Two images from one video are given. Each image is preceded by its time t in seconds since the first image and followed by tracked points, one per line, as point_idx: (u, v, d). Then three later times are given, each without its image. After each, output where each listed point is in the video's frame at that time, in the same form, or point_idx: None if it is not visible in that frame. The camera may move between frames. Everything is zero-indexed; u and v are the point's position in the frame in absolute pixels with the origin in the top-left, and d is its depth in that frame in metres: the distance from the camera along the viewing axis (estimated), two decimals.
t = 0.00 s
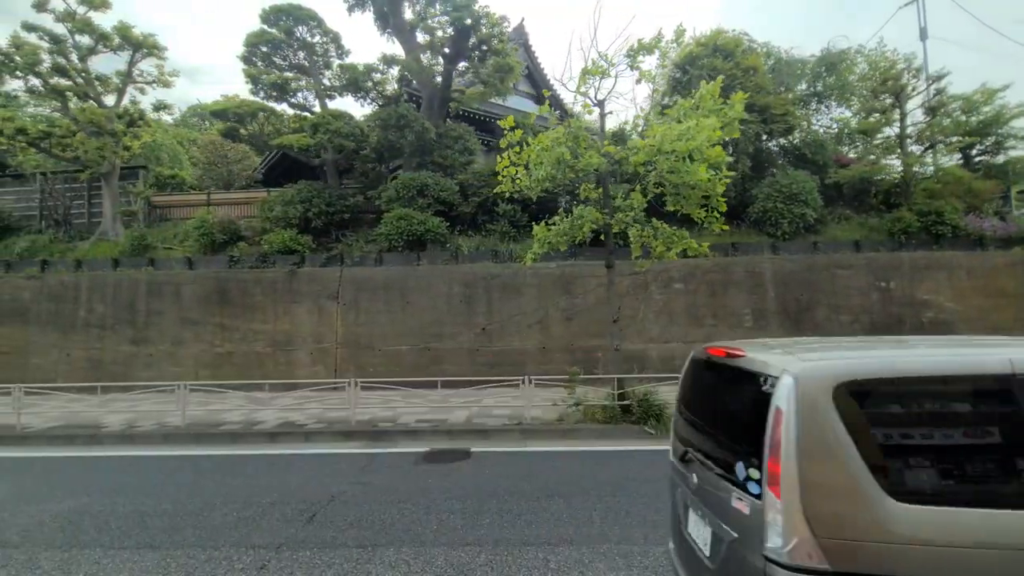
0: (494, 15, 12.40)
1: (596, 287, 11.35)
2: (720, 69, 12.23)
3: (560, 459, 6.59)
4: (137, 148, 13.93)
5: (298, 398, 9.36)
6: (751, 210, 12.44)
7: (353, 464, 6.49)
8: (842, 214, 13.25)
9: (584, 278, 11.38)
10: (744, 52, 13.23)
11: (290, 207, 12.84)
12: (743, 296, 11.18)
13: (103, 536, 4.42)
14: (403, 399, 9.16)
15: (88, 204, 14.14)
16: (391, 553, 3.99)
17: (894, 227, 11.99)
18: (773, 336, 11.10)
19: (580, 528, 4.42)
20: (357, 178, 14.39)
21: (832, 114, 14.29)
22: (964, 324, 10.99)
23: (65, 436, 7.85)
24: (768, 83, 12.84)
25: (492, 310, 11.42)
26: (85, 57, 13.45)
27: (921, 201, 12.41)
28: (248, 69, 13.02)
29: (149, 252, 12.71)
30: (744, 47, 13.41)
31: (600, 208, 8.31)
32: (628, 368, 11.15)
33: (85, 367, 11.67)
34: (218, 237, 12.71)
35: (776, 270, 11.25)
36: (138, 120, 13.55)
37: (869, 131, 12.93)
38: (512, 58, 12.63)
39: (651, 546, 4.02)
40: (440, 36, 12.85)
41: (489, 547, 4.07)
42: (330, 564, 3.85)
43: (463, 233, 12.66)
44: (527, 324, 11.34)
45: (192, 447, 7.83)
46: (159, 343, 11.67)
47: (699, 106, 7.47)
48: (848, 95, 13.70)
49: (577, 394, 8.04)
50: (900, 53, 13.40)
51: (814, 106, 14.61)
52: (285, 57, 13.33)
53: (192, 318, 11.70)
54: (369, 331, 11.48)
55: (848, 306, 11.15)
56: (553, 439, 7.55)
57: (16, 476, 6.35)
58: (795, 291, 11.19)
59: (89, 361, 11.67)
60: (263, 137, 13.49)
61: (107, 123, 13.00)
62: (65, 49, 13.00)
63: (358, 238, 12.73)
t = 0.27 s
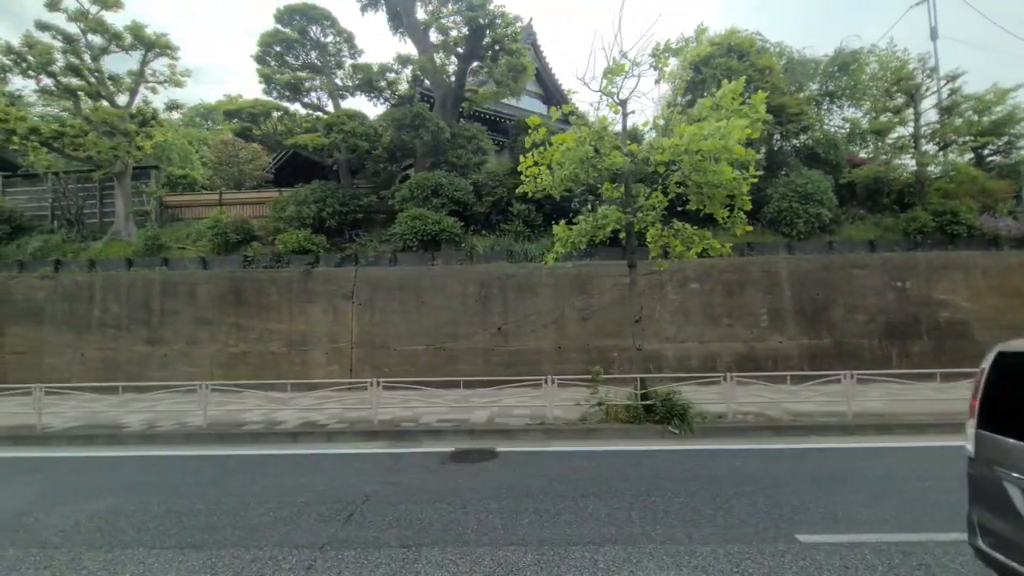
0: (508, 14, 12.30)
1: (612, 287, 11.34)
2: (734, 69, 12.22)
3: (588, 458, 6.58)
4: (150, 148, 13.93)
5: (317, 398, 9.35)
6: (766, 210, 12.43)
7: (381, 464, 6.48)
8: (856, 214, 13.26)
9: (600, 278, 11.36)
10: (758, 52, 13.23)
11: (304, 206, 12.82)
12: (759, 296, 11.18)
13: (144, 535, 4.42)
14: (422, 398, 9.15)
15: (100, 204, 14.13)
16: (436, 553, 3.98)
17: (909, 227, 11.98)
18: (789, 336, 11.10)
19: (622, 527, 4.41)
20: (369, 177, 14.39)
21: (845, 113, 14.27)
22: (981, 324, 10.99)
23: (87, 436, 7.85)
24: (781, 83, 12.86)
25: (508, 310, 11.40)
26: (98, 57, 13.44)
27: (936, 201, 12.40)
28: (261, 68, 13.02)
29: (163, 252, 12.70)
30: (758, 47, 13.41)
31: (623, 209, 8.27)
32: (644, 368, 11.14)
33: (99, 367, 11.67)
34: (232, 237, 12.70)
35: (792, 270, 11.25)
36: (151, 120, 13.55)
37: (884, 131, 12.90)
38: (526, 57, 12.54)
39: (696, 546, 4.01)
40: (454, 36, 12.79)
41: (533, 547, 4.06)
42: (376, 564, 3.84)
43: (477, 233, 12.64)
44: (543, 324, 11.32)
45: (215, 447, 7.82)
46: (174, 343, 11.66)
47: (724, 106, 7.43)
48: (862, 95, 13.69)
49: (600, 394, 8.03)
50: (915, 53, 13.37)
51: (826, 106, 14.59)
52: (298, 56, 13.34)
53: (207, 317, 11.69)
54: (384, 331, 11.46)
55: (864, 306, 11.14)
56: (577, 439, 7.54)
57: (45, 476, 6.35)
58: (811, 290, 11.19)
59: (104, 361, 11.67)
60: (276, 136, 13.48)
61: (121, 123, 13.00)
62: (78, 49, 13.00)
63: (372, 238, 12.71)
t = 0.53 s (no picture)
0: (523, 15, 12.22)
1: (628, 287, 11.33)
2: (750, 69, 12.21)
3: (615, 459, 6.57)
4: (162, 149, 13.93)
5: (335, 398, 9.34)
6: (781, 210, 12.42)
7: (408, 464, 6.46)
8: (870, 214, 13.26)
9: (616, 278, 11.36)
10: (772, 52, 13.22)
11: (318, 206, 12.81)
12: (775, 296, 11.18)
13: (184, 535, 4.41)
14: (442, 399, 9.13)
15: (113, 204, 14.13)
16: (482, 553, 3.98)
17: (924, 228, 11.98)
18: (805, 336, 11.09)
19: (665, 527, 4.40)
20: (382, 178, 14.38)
21: (858, 114, 14.27)
22: (997, 325, 10.98)
23: (109, 436, 7.84)
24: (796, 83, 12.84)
25: (524, 310, 11.39)
26: (111, 57, 13.44)
27: (950, 201, 12.41)
28: (275, 69, 13.01)
29: (176, 252, 12.69)
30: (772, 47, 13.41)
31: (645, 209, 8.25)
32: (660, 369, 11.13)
33: (114, 367, 11.65)
34: (246, 237, 12.70)
35: (808, 270, 11.25)
36: (164, 120, 13.55)
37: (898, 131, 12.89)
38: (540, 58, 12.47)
39: (742, 546, 4.00)
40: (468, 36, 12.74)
41: (577, 547, 4.04)
42: (423, 564, 3.83)
43: (491, 233, 12.63)
44: (559, 324, 11.31)
45: (237, 447, 7.81)
46: (188, 343, 11.64)
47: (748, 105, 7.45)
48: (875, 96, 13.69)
49: (622, 394, 8.02)
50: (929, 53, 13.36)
51: (839, 106, 14.58)
52: (312, 56, 13.34)
53: (221, 318, 11.68)
54: (400, 331, 11.45)
55: (880, 306, 11.14)
56: (600, 439, 7.53)
57: (73, 476, 6.35)
58: (827, 291, 11.20)
59: (118, 362, 11.65)
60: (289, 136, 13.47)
61: (134, 123, 12.99)
62: (92, 49, 13.02)
63: (386, 238, 12.71)
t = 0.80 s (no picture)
0: (538, 14, 12.21)
1: (643, 287, 11.32)
2: (763, 69, 12.21)
3: (642, 458, 6.55)
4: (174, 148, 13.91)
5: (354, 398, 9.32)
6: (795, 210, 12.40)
7: (434, 464, 6.45)
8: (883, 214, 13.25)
9: (631, 278, 11.35)
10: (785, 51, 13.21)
11: (331, 206, 12.80)
12: (791, 296, 11.17)
13: (222, 535, 4.40)
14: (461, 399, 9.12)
15: (125, 203, 14.11)
16: (526, 553, 3.97)
17: (939, 227, 11.96)
18: (821, 336, 11.08)
19: (705, 527, 4.39)
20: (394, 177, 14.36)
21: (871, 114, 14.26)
22: (1013, 324, 10.97)
23: (130, 436, 7.82)
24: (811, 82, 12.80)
25: (539, 310, 11.37)
26: (124, 56, 13.44)
27: (965, 201, 12.39)
28: (288, 68, 12.99)
29: (190, 252, 12.67)
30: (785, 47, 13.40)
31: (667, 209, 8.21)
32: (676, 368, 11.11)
33: (128, 367, 11.63)
34: (260, 237, 12.69)
35: (823, 270, 11.25)
36: (176, 119, 13.52)
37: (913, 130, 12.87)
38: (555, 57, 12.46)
39: (786, 546, 3.99)
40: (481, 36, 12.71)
41: (620, 548, 4.03)
42: (469, 564, 3.81)
43: (505, 233, 12.61)
44: (574, 323, 11.29)
45: (258, 447, 7.80)
46: (203, 343, 11.62)
47: (775, 103, 7.41)
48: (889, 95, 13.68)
49: (645, 394, 7.99)
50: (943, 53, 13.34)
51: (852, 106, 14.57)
52: (325, 55, 13.32)
53: (236, 317, 11.66)
54: (415, 330, 11.44)
55: (896, 305, 11.13)
56: (624, 439, 7.51)
57: (99, 476, 6.33)
58: (843, 290, 11.19)
59: (133, 361, 11.63)
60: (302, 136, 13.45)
61: (146, 122, 12.97)
62: (105, 49, 13.03)
63: (399, 238, 12.69)
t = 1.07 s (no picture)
0: (553, 13, 12.19)
1: (658, 287, 11.33)
2: (776, 68, 12.23)
3: (668, 458, 6.54)
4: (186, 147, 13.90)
5: (371, 398, 9.31)
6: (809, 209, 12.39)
7: (460, 463, 6.44)
8: (896, 213, 13.23)
9: (646, 277, 11.35)
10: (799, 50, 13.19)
11: (344, 205, 12.79)
12: (805, 295, 11.18)
13: (259, 534, 4.38)
14: (479, 398, 9.10)
15: (135, 202, 14.06)
16: (568, 552, 3.96)
17: (954, 226, 11.95)
18: (836, 335, 11.09)
19: (744, 526, 4.38)
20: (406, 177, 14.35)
21: (883, 113, 14.22)
22: None
23: (152, 435, 7.82)
24: (826, 81, 12.77)
25: (554, 310, 11.36)
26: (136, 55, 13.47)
27: (978, 200, 12.37)
28: (300, 67, 12.98)
29: (202, 252, 12.66)
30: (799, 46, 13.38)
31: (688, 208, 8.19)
32: (691, 368, 11.12)
33: (142, 367, 11.61)
34: (273, 236, 12.69)
35: (838, 269, 11.25)
36: (188, 118, 13.51)
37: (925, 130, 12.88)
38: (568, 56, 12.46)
39: (830, 545, 3.98)
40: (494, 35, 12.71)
41: (663, 546, 4.02)
42: (513, 563, 3.80)
43: (519, 232, 12.59)
44: (589, 323, 11.29)
45: (280, 447, 7.80)
46: (217, 343, 11.60)
47: (797, 102, 7.40)
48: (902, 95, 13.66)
49: (668, 393, 7.94)
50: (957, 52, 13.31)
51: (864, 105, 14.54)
52: (337, 54, 13.31)
53: (250, 316, 11.64)
54: (429, 330, 11.42)
55: (911, 305, 11.12)
56: (646, 438, 7.51)
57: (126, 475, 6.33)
58: (858, 290, 11.19)
59: (146, 361, 11.62)
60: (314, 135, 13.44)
61: (159, 121, 12.97)
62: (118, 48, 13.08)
63: (412, 237, 12.69)
